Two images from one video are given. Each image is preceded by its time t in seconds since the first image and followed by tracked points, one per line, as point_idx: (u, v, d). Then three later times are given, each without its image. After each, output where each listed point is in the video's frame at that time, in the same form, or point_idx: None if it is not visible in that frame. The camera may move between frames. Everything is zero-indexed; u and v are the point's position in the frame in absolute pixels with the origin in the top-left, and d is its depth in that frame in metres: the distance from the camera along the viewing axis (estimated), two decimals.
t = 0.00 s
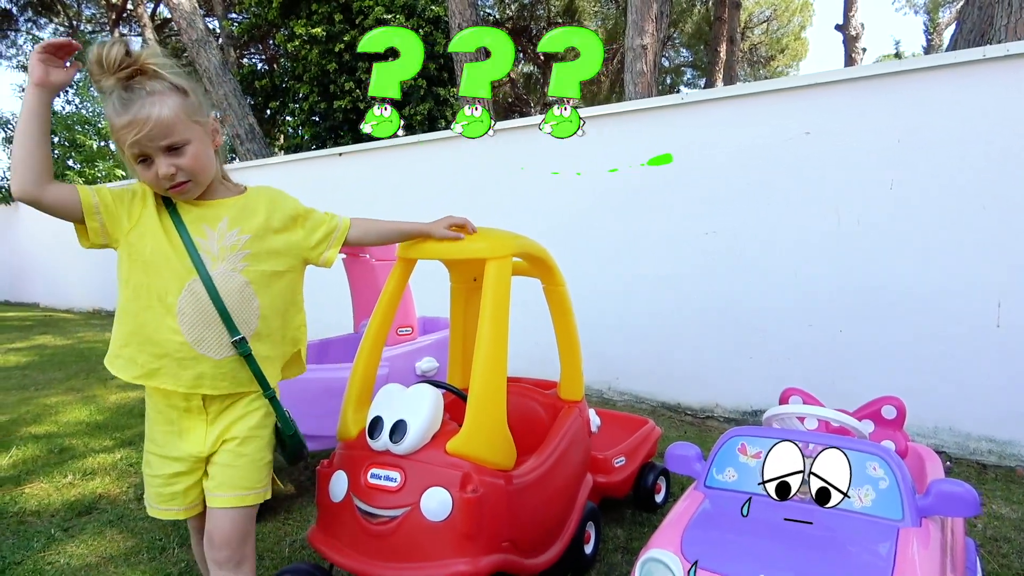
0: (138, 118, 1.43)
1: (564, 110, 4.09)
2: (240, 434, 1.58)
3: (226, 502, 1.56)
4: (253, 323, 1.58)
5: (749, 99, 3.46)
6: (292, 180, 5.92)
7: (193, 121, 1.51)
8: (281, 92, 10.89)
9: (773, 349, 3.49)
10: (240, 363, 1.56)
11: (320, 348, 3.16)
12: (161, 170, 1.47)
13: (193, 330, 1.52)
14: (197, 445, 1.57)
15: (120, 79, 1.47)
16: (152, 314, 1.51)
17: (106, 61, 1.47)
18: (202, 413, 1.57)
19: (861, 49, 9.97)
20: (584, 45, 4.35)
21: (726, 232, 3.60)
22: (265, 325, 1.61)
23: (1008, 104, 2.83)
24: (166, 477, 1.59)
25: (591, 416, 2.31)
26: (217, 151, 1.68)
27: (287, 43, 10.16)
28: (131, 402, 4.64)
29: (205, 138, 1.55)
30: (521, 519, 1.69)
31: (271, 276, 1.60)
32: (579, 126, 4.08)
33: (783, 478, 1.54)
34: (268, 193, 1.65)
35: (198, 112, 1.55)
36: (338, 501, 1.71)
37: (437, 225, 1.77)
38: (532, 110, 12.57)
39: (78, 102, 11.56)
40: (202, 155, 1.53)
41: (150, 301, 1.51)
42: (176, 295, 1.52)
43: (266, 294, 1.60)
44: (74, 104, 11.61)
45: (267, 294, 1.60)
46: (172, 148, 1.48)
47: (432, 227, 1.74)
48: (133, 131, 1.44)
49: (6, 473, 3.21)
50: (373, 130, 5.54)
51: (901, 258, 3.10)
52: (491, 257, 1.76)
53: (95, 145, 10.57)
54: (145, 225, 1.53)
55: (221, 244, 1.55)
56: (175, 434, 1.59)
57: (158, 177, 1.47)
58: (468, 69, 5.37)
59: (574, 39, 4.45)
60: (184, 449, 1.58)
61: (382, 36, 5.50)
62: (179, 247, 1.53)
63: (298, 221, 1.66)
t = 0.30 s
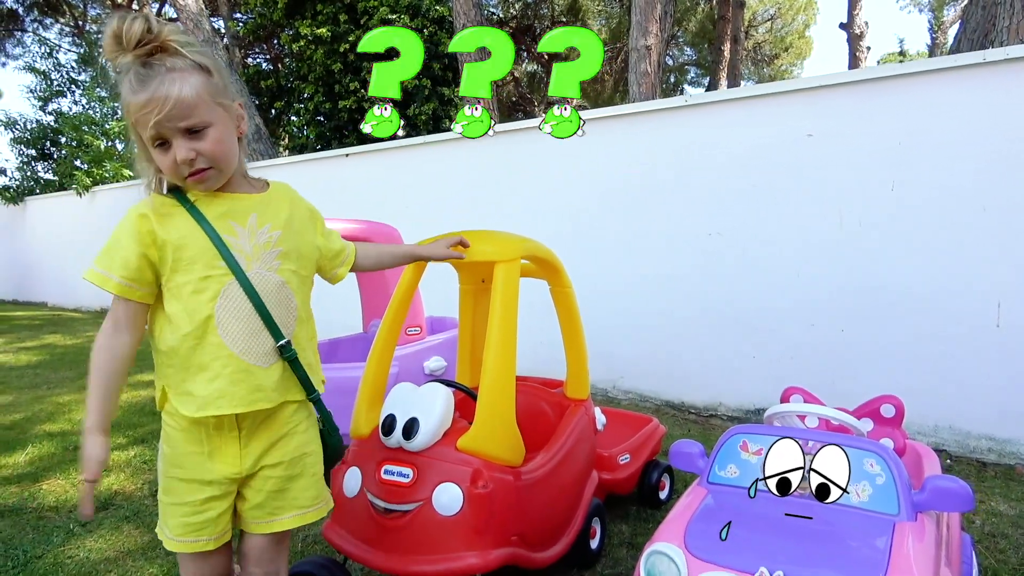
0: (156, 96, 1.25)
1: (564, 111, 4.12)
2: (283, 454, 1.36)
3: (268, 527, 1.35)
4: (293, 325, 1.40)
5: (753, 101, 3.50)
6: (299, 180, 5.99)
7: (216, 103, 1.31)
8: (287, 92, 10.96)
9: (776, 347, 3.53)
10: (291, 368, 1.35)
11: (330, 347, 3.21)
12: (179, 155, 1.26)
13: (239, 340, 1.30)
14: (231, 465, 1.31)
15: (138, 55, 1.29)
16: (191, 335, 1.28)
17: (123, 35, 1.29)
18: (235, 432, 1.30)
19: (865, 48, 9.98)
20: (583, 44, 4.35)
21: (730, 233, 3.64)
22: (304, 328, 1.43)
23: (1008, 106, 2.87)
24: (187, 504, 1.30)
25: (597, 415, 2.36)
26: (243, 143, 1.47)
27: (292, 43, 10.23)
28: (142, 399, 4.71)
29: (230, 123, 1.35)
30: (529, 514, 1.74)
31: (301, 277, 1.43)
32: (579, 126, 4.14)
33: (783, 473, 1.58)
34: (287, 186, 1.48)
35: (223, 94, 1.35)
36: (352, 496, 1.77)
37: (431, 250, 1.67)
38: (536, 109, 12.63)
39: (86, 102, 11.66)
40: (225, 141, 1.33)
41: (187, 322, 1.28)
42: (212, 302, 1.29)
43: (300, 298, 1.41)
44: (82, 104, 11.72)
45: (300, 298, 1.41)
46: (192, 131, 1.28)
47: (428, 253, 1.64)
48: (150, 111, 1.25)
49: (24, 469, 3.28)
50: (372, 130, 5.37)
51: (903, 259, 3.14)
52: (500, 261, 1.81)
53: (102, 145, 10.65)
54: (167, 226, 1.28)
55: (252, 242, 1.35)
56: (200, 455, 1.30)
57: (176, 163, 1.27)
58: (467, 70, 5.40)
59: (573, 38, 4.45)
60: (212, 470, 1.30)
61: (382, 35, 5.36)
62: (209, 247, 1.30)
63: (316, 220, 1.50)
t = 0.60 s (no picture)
0: (183, 81, 1.18)
1: (565, 111, 4.14)
2: (310, 460, 1.29)
3: (289, 539, 1.27)
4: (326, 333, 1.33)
5: (755, 105, 3.55)
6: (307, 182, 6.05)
7: (244, 88, 1.24)
8: (292, 93, 11.03)
9: (778, 349, 3.58)
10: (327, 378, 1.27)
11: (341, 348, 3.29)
12: (209, 142, 1.18)
13: (274, 344, 1.22)
14: (258, 467, 1.22)
15: (159, 40, 1.21)
16: (222, 336, 1.19)
17: (141, 21, 1.21)
18: (263, 436, 1.22)
19: (870, 48, 10.00)
20: (584, 44, 4.40)
21: (733, 236, 3.69)
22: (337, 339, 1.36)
23: (1007, 111, 2.91)
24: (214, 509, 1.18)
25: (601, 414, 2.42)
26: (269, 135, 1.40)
27: (298, 44, 10.29)
28: (152, 399, 4.78)
29: (259, 110, 1.28)
30: (537, 511, 1.80)
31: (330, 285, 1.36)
32: (579, 126, 4.15)
33: (781, 471, 1.62)
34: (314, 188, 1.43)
35: (249, 80, 1.28)
36: (365, 493, 1.83)
37: (392, 373, 1.46)
38: (541, 109, 12.68)
39: (93, 103, 11.74)
40: (255, 127, 1.25)
41: (220, 322, 1.19)
42: (247, 303, 1.20)
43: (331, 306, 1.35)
44: (89, 105, 11.80)
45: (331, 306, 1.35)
46: (220, 116, 1.20)
47: (387, 377, 1.44)
48: (177, 96, 1.18)
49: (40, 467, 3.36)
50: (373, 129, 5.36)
51: (903, 263, 3.19)
52: (508, 265, 1.87)
53: (110, 146, 10.74)
54: (199, 221, 1.19)
55: (288, 242, 1.28)
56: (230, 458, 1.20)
57: (205, 151, 1.19)
58: (467, 69, 5.42)
59: (573, 38, 4.50)
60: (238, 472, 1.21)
61: (382, 37, 5.29)
62: (244, 245, 1.22)
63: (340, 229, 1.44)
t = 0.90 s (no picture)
0: (209, 95, 1.09)
1: (564, 111, 4.26)
2: (322, 480, 1.20)
3: (306, 560, 1.19)
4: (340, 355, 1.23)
5: (756, 113, 3.61)
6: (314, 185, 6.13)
7: (270, 103, 1.15)
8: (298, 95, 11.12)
9: (779, 353, 3.64)
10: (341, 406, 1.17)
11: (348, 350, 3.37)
12: (230, 159, 1.09)
13: (284, 369, 1.12)
14: (269, 492, 1.13)
15: (185, 50, 1.13)
16: (232, 359, 1.10)
17: (166, 26, 1.12)
18: (273, 459, 1.13)
19: (874, 51, 10.04)
20: (584, 45, 4.46)
21: (735, 241, 3.75)
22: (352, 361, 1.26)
23: (1002, 121, 2.97)
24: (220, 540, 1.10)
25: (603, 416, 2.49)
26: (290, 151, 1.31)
27: (304, 47, 10.38)
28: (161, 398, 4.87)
29: (283, 126, 1.19)
30: (540, 508, 1.86)
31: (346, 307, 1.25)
32: (579, 127, 4.27)
33: (778, 471, 1.66)
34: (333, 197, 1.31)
35: (275, 94, 1.18)
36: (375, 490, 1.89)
37: (377, 424, 1.31)
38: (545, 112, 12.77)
39: (101, 104, 11.86)
40: (279, 145, 1.16)
41: (230, 343, 1.10)
42: (259, 325, 1.11)
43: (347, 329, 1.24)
44: (97, 106, 11.91)
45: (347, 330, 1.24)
46: (244, 133, 1.11)
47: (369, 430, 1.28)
48: (201, 110, 1.09)
49: (54, 465, 3.43)
50: (373, 130, 5.43)
51: (902, 269, 3.24)
52: (513, 270, 1.94)
53: (118, 147, 10.85)
54: (212, 238, 1.09)
55: (303, 260, 1.17)
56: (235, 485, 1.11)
57: (226, 168, 1.09)
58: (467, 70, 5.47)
59: (573, 39, 4.56)
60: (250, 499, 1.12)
61: (382, 37, 5.36)
62: (257, 264, 1.11)
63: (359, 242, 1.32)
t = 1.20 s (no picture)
0: (193, 96, 0.98)
1: (565, 112, 4.33)
2: (321, 517, 1.05)
3: None
4: (336, 382, 1.08)
5: (752, 120, 3.68)
6: (317, 192, 6.22)
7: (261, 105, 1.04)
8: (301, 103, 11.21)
9: (777, 356, 3.69)
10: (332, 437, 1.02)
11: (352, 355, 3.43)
12: (214, 166, 0.98)
13: (264, 400, 1.00)
14: (258, 533, 1.01)
15: (169, 48, 1.03)
16: (209, 387, 0.99)
17: (150, 21, 1.02)
18: (263, 498, 1.01)
19: (874, 55, 10.12)
20: (584, 44, 4.55)
21: (733, 246, 3.81)
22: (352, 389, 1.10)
23: (992, 128, 3.04)
24: None
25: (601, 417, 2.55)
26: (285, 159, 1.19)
27: (307, 56, 10.47)
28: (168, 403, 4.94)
29: (277, 131, 1.07)
30: (540, 506, 1.92)
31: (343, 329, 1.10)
32: (579, 126, 4.35)
33: (768, 467, 1.72)
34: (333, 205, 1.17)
35: (269, 96, 1.07)
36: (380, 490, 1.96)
37: (387, 454, 1.19)
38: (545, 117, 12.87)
39: (106, 114, 11.98)
40: (270, 151, 1.04)
41: (207, 371, 0.99)
42: (236, 351, 0.99)
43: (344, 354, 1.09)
44: (102, 115, 12.02)
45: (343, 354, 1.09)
46: (231, 137, 0.99)
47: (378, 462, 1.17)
48: (183, 112, 0.98)
49: (65, 469, 3.50)
50: (373, 130, 5.50)
51: (897, 272, 3.30)
52: (512, 277, 2.00)
53: (122, 156, 10.97)
54: (188, 256, 0.98)
55: (287, 277, 1.03)
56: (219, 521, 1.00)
57: (209, 176, 0.98)
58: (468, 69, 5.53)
59: (574, 40, 4.65)
60: (236, 542, 1.01)
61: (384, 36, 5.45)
62: (236, 283, 0.99)
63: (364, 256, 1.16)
